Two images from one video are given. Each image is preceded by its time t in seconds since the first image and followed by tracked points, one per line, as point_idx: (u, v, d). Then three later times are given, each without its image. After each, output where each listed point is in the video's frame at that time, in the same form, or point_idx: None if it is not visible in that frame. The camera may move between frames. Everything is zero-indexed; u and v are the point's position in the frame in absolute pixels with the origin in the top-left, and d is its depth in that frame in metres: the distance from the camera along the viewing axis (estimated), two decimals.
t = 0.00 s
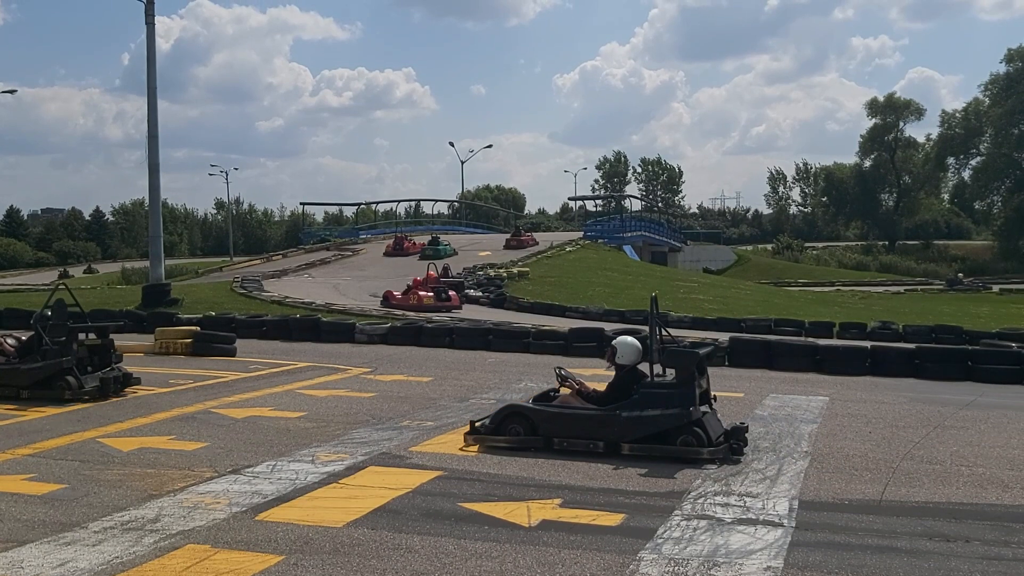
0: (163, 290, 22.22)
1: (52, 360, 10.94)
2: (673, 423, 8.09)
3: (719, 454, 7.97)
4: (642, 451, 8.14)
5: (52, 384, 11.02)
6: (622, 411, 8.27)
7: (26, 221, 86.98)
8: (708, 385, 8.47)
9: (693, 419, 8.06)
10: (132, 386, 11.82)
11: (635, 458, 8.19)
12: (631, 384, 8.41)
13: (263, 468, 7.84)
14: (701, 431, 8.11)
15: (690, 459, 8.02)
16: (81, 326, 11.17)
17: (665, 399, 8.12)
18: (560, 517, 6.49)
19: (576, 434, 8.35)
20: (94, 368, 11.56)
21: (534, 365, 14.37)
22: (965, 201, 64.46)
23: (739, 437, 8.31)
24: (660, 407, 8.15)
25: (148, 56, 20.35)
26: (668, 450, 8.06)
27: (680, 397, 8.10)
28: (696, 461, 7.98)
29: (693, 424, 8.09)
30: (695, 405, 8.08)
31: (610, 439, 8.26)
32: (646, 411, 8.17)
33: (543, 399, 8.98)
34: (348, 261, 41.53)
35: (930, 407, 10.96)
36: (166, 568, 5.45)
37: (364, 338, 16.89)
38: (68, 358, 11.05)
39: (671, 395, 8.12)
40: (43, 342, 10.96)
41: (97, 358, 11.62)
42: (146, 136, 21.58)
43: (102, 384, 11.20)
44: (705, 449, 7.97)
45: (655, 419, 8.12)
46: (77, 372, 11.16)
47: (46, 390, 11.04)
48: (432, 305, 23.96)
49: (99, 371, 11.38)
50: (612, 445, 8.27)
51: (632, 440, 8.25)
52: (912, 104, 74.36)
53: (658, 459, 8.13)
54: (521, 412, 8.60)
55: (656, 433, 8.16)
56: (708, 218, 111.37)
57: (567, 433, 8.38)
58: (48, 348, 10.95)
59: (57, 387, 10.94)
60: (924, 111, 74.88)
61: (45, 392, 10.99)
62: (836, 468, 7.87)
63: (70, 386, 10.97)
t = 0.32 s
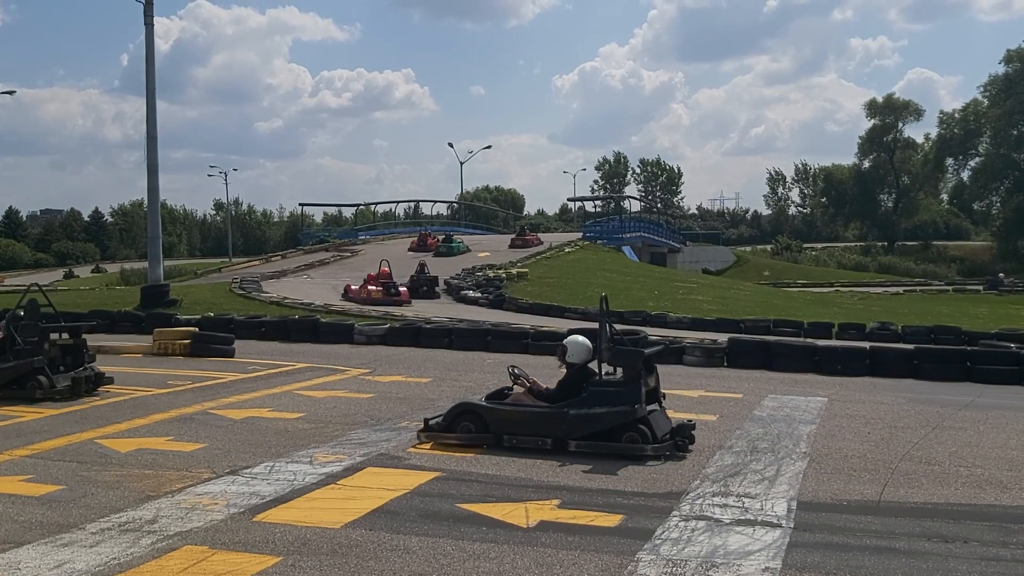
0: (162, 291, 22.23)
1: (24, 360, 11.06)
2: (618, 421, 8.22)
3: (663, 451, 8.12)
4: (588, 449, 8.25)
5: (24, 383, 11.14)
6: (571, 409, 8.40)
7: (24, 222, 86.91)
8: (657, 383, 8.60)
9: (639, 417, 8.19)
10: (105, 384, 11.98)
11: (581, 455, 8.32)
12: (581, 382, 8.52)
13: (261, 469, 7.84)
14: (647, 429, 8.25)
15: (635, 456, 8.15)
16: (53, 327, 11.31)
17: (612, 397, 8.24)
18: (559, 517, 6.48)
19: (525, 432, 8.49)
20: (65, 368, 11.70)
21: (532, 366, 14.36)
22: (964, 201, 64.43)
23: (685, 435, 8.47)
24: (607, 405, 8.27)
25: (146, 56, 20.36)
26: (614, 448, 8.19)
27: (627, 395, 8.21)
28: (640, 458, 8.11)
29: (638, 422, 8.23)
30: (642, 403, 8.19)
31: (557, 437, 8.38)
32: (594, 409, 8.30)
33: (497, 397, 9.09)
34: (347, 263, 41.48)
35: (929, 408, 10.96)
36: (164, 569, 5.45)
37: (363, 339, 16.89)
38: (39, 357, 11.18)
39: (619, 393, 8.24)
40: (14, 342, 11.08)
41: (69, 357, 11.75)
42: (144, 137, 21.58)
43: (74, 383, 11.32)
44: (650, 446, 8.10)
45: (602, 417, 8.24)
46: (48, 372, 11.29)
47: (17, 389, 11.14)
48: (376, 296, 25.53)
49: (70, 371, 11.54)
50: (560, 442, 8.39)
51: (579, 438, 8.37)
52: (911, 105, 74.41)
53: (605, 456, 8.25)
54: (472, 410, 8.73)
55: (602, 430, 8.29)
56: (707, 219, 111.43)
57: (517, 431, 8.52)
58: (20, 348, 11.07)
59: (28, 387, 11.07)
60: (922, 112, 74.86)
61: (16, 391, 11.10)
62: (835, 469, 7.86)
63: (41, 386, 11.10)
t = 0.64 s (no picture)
0: (162, 290, 22.23)
1: None
2: (563, 416, 8.37)
3: (605, 447, 8.27)
4: (534, 444, 8.42)
5: None
6: (519, 405, 8.56)
7: (23, 221, 86.82)
8: (605, 379, 8.74)
9: (583, 413, 8.34)
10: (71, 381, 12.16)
11: (527, 450, 8.49)
12: (530, 379, 8.68)
13: (260, 468, 7.85)
14: (591, 424, 8.42)
15: (579, 451, 8.30)
16: (18, 325, 11.40)
17: (558, 392, 8.40)
18: (557, 516, 6.49)
19: (474, 427, 8.65)
20: (30, 366, 11.78)
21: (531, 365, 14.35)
22: (962, 201, 64.42)
23: (629, 431, 8.64)
24: (553, 400, 8.43)
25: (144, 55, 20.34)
26: (559, 443, 8.35)
27: (573, 392, 8.37)
28: (583, 452, 8.27)
29: (582, 418, 8.38)
30: (586, 400, 8.35)
31: (505, 432, 8.56)
32: (540, 405, 8.46)
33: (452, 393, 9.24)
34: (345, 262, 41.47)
35: (928, 407, 10.96)
36: (163, 568, 5.46)
37: (361, 338, 16.89)
38: (4, 355, 11.28)
39: (565, 389, 8.39)
40: None
41: (35, 356, 11.81)
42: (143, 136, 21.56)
43: (37, 381, 11.47)
44: (593, 442, 8.26)
45: (548, 413, 8.40)
46: (13, 369, 11.40)
47: None
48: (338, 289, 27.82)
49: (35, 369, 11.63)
50: (507, 437, 8.58)
51: (526, 433, 8.53)
52: (910, 104, 74.35)
53: (550, 451, 8.42)
54: (423, 406, 8.89)
55: (548, 426, 8.45)
56: (706, 219, 111.44)
57: (467, 426, 8.68)
58: None
59: None
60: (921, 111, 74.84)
61: None
62: (833, 468, 7.87)
63: (5, 384, 11.21)
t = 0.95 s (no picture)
0: (162, 289, 22.26)
1: None
2: (520, 413, 8.51)
3: (560, 442, 8.44)
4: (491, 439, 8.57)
5: None
6: (478, 401, 8.67)
7: (22, 220, 86.74)
8: (564, 376, 8.89)
9: (539, 409, 8.50)
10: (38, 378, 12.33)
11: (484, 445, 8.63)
12: (490, 375, 8.80)
13: (260, 466, 7.87)
14: (547, 420, 8.57)
15: (534, 446, 8.47)
16: None
17: (516, 389, 8.53)
18: (556, 515, 6.51)
19: (434, 423, 8.77)
20: None
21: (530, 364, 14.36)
22: (961, 200, 64.44)
23: (585, 426, 8.81)
24: (511, 397, 8.56)
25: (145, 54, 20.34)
26: (515, 438, 8.51)
27: (531, 388, 8.50)
28: (538, 447, 8.45)
29: (539, 414, 8.53)
30: (543, 396, 8.50)
31: (463, 428, 8.69)
32: (498, 401, 8.59)
33: (415, 389, 9.34)
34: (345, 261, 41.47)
35: (926, 406, 10.98)
36: (164, 567, 5.47)
37: (361, 338, 16.89)
38: None
39: (523, 386, 8.53)
40: None
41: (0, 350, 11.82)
42: (143, 134, 21.57)
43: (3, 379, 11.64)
44: (548, 437, 8.43)
45: (505, 409, 8.54)
46: None
47: None
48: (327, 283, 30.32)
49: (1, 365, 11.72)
50: (465, 432, 8.70)
51: (484, 429, 8.67)
52: (909, 103, 74.28)
53: (507, 446, 8.58)
54: (385, 402, 9.00)
55: (505, 421, 8.59)
56: (705, 218, 111.52)
57: (427, 422, 8.80)
58: None
59: None
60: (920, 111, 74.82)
61: None
62: (832, 467, 7.87)
63: None
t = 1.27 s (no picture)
0: (161, 288, 22.27)
1: None
2: (475, 408, 8.71)
3: (514, 437, 8.61)
4: (446, 435, 8.72)
5: None
6: (436, 397, 8.87)
7: (20, 220, 86.60)
8: (521, 373, 9.11)
9: (494, 404, 8.70)
10: None
11: (440, 441, 8.79)
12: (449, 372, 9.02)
13: (259, 466, 7.88)
14: (502, 416, 8.74)
15: (487, 441, 8.63)
16: None
17: (473, 384, 8.75)
18: (555, 514, 6.51)
19: (392, 419, 8.97)
20: None
21: (530, 364, 14.37)
22: (960, 199, 64.44)
23: (541, 423, 8.98)
24: (468, 392, 8.77)
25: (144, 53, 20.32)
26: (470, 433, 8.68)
27: (487, 384, 8.73)
28: (491, 442, 8.60)
29: (494, 410, 8.72)
30: (498, 392, 8.72)
31: (420, 423, 8.86)
32: (455, 397, 8.79)
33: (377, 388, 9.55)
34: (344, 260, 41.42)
35: (926, 405, 10.98)
36: (162, 566, 5.46)
37: (360, 337, 16.89)
38: None
39: (479, 382, 8.76)
40: None
41: None
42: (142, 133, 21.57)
43: None
44: (502, 432, 8.60)
45: (461, 404, 8.73)
46: None
47: None
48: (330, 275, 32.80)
49: None
50: (422, 428, 8.87)
51: (440, 425, 8.84)
52: (908, 103, 74.20)
53: (462, 441, 8.73)
54: (347, 399, 9.21)
55: (461, 417, 8.77)
56: (704, 217, 111.58)
57: (385, 419, 8.99)
58: None
59: None
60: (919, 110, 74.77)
61: None
62: (831, 466, 7.87)
63: None
